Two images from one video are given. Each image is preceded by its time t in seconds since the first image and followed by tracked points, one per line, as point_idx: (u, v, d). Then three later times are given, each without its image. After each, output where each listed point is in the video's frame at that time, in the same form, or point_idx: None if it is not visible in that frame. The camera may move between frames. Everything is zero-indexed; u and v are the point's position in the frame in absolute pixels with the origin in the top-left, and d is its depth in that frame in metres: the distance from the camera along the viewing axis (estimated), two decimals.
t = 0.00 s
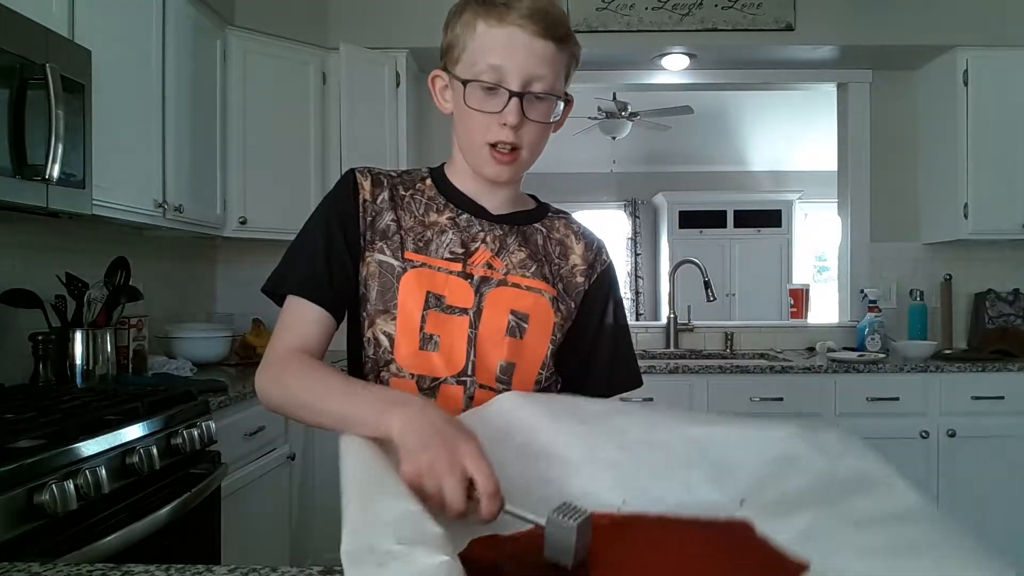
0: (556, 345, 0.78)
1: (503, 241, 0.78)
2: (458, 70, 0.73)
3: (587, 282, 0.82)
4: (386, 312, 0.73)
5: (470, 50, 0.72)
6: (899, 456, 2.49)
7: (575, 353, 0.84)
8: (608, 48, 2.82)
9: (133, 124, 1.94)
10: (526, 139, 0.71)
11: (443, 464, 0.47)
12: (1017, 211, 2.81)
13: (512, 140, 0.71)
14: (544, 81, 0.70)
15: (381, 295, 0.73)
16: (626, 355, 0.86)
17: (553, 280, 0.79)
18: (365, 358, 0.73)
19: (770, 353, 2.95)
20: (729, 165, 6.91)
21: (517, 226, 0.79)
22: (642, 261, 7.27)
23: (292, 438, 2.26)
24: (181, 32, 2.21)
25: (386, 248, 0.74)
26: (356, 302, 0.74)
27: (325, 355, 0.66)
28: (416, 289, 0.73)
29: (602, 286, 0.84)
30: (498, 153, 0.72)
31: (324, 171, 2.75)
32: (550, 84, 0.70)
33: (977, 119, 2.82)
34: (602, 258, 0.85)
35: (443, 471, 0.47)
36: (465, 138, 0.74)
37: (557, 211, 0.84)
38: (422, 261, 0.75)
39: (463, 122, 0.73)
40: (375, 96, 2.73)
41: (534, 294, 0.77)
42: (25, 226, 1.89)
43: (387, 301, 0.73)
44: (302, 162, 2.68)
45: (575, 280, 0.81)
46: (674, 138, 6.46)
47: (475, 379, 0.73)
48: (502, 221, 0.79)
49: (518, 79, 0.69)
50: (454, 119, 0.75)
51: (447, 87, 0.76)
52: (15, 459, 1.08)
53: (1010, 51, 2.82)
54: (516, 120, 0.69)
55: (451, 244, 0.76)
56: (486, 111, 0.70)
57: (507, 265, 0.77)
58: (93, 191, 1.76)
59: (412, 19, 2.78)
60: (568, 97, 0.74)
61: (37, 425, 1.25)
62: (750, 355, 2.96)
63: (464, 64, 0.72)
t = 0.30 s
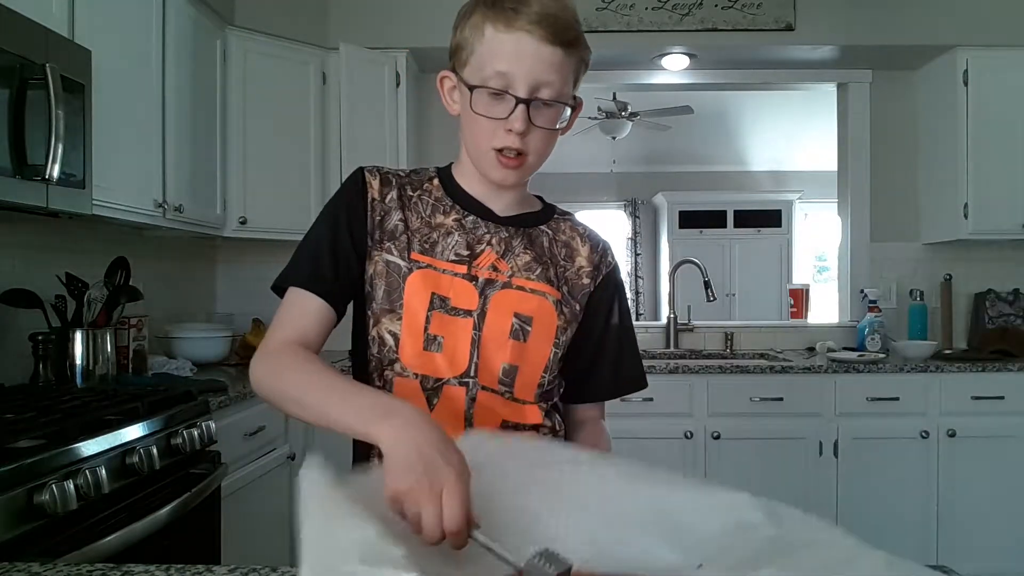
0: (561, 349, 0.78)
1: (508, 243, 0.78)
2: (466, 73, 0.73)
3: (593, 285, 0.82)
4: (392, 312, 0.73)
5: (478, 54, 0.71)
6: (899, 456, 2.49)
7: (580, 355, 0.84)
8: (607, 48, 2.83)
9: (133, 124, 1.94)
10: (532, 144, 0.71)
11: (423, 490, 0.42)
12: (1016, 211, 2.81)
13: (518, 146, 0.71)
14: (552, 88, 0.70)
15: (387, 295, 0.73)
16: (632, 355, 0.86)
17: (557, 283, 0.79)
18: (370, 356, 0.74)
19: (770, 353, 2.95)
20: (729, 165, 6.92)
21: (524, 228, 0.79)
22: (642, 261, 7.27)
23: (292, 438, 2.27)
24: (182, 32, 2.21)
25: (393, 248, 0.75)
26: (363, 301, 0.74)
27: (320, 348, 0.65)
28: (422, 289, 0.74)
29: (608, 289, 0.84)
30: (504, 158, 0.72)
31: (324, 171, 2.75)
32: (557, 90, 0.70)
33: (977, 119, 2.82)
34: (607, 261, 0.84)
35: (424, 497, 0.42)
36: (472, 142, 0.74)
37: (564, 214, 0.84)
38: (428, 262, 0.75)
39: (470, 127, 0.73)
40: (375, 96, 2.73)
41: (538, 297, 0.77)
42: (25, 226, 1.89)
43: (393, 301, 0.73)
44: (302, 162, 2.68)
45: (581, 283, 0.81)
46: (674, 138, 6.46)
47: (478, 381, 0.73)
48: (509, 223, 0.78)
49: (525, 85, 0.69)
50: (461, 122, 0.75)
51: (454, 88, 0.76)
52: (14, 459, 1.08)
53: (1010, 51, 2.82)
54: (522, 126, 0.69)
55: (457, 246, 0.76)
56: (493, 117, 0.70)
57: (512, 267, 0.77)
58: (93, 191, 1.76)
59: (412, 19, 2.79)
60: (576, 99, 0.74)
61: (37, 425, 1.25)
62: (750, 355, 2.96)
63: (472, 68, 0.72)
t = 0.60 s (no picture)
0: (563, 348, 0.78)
1: (510, 242, 0.78)
2: (469, 75, 0.73)
3: (593, 285, 0.82)
4: (393, 311, 0.73)
5: (482, 57, 0.71)
6: (899, 456, 2.49)
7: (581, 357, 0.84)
8: (607, 48, 2.83)
9: (133, 124, 1.94)
10: (535, 149, 0.71)
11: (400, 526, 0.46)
12: (1016, 211, 2.81)
13: (520, 150, 0.71)
14: (555, 93, 0.70)
15: (388, 295, 0.73)
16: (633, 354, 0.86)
17: (558, 282, 0.79)
18: (371, 357, 0.73)
19: (770, 353, 2.95)
20: (729, 165, 6.92)
21: (525, 228, 0.79)
22: (642, 261, 7.26)
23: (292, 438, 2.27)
24: (181, 32, 2.21)
25: (395, 248, 0.75)
26: (363, 301, 0.74)
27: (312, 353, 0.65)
28: (424, 289, 0.74)
29: (607, 288, 0.84)
30: (506, 162, 0.72)
31: (324, 170, 2.74)
32: (561, 95, 0.70)
33: (977, 119, 2.82)
34: (605, 260, 0.85)
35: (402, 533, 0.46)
36: (473, 143, 0.74)
37: (563, 215, 0.84)
38: (430, 262, 0.75)
39: (472, 129, 0.73)
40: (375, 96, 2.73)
41: (541, 297, 0.77)
42: (25, 225, 1.89)
43: (395, 301, 0.73)
44: (302, 161, 2.68)
45: (580, 282, 0.81)
46: (674, 138, 6.46)
47: (482, 381, 0.73)
48: (509, 223, 0.79)
49: (529, 90, 0.69)
50: (462, 124, 0.75)
51: (455, 88, 0.76)
52: (14, 459, 1.08)
53: (1009, 51, 2.82)
54: (525, 131, 0.70)
55: (458, 245, 0.76)
56: (496, 120, 0.70)
57: (514, 266, 0.77)
58: (93, 191, 1.76)
59: (411, 19, 2.79)
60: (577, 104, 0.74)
61: (37, 425, 1.25)
62: (750, 355, 2.96)
63: (475, 69, 0.72)
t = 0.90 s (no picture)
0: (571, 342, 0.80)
1: (514, 239, 0.78)
2: (472, 76, 0.73)
3: (594, 278, 0.83)
4: (401, 313, 0.73)
5: (486, 58, 0.71)
6: (899, 457, 2.49)
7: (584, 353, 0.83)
8: (607, 48, 2.83)
9: (133, 124, 1.94)
10: (537, 152, 0.72)
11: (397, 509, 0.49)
12: (1016, 210, 2.81)
13: (522, 153, 0.71)
14: (558, 97, 0.70)
15: (395, 297, 0.73)
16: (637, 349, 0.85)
17: (562, 276, 0.80)
18: (379, 360, 0.73)
19: (770, 353, 2.95)
20: (729, 165, 6.92)
21: (528, 223, 0.80)
22: (642, 261, 7.27)
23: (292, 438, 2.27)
24: (181, 31, 2.21)
25: (399, 249, 0.74)
26: (366, 304, 0.73)
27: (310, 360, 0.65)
28: (432, 289, 0.74)
29: (608, 281, 0.85)
30: (507, 165, 0.72)
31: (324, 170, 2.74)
32: (563, 100, 0.71)
33: (977, 119, 2.82)
34: (604, 254, 0.85)
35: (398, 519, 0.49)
36: (473, 144, 0.74)
37: (563, 209, 0.84)
38: (436, 261, 0.75)
39: (473, 131, 0.73)
40: (375, 96, 2.73)
41: (549, 295, 0.78)
42: (25, 225, 1.89)
43: (402, 302, 0.73)
44: (301, 161, 2.68)
45: (582, 276, 0.82)
46: (674, 137, 6.46)
47: (494, 380, 0.74)
48: (512, 219, 0.79)
49: (533, 94, 0.69)
50: (463, 125, 0.74)
51: (457, 88, 0.76)
52: (14, 458, 1.08)
53: (1009, 51, 2.82)
54: (528, 135, 0.70)
55: (463, 244, 0.76)
56: (498, 122, 0.70)
57: (520, 262, 0.77)
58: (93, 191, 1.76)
59: (411, 19, 2.79)
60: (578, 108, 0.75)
61: (37, 425, 1.25)
62: (750, 355, 2.96)
63: (478, 71, 0.72)
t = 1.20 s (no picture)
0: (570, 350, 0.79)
1: (518, 243, 0.78)
2: (486, 82, 0.72)
3: (596, 286, 0.83)
4: (405, 310, 0.73)
5: (500, 66, 0.70)
6: (899, 457, 2.49)
7: (584, 360, 0.82)
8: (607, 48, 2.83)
9: (133, 125, 1.94)
10: (545, 164, 0.72)
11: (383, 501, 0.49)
12: (1016, 210, 2.81)
13: (530, 165, 0.72)
14: (570, 111, 0.70)
15: (399, 293, 0.73)
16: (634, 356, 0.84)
17: (565, 283, 0.79)
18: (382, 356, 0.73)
19: (770, 353, 2.95)
20: (729, 165, 6.93)
21: (533, 229, 0.80)
22: (642, 261, 7.26)
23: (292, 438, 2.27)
24: (182, 31, 2.21)
25: (406, 247, 0.75)
26: (371, 300, 0.74)
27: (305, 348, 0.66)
28: (435, 288, 0.74)
29: (610, 289, 0.84)
30: (515, 174, 0.73)
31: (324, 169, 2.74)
32: (575, 113, 0.70)
33: (977, 119, 2.82)
34: (608, 263, 0.85)
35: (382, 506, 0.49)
36: (483, 149, 0.74)
37: (568, 214, 0.84)
38: (441, 261, 0.75)
39: (484, 138, 0.73)
40: (375, 96, 2.73)
41: (550, 299, 0.77)
42: (25, 225, 1.89)
43: (407, 299, 0.73)
44: (301, 161, 2.68)
45: (585, 283, 0.82)
46: (674, 138, 6.46)
47: (491, 382, 0.74)
48: (517, 224, 0.79)
49: (545, 107, 0.69)
50: (474, 130, 0.74)
51: (471, 91, 0.75)
52: (14, 458, 1.08)
53: (1010, 51, 2.81)
54: (537, 148, 0.70)
55: (468, 245, 0.76)
56: (508, 133, 0.71)
57: (524, 267, 0.77)
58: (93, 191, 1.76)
59: (411, 19, 2.79)
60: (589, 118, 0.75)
61: (37, 425, 1.25)
62: (750, 355, 2.96)
63: (492, 78, 0.71)
